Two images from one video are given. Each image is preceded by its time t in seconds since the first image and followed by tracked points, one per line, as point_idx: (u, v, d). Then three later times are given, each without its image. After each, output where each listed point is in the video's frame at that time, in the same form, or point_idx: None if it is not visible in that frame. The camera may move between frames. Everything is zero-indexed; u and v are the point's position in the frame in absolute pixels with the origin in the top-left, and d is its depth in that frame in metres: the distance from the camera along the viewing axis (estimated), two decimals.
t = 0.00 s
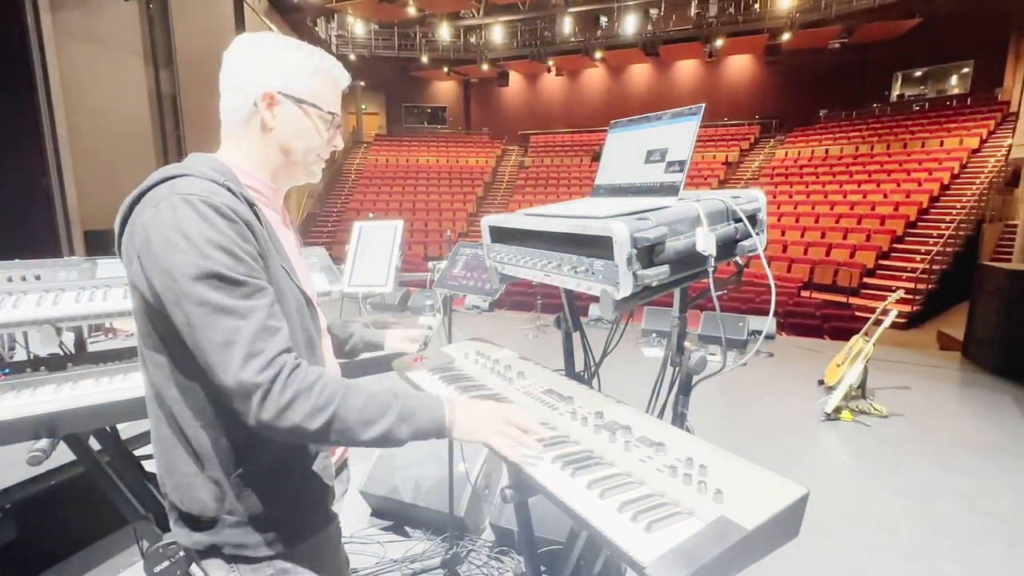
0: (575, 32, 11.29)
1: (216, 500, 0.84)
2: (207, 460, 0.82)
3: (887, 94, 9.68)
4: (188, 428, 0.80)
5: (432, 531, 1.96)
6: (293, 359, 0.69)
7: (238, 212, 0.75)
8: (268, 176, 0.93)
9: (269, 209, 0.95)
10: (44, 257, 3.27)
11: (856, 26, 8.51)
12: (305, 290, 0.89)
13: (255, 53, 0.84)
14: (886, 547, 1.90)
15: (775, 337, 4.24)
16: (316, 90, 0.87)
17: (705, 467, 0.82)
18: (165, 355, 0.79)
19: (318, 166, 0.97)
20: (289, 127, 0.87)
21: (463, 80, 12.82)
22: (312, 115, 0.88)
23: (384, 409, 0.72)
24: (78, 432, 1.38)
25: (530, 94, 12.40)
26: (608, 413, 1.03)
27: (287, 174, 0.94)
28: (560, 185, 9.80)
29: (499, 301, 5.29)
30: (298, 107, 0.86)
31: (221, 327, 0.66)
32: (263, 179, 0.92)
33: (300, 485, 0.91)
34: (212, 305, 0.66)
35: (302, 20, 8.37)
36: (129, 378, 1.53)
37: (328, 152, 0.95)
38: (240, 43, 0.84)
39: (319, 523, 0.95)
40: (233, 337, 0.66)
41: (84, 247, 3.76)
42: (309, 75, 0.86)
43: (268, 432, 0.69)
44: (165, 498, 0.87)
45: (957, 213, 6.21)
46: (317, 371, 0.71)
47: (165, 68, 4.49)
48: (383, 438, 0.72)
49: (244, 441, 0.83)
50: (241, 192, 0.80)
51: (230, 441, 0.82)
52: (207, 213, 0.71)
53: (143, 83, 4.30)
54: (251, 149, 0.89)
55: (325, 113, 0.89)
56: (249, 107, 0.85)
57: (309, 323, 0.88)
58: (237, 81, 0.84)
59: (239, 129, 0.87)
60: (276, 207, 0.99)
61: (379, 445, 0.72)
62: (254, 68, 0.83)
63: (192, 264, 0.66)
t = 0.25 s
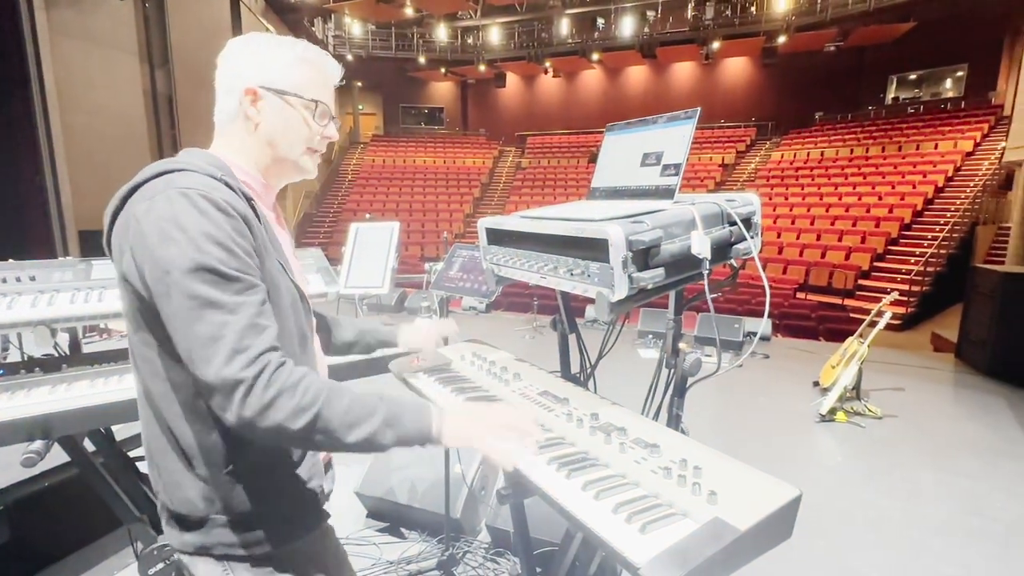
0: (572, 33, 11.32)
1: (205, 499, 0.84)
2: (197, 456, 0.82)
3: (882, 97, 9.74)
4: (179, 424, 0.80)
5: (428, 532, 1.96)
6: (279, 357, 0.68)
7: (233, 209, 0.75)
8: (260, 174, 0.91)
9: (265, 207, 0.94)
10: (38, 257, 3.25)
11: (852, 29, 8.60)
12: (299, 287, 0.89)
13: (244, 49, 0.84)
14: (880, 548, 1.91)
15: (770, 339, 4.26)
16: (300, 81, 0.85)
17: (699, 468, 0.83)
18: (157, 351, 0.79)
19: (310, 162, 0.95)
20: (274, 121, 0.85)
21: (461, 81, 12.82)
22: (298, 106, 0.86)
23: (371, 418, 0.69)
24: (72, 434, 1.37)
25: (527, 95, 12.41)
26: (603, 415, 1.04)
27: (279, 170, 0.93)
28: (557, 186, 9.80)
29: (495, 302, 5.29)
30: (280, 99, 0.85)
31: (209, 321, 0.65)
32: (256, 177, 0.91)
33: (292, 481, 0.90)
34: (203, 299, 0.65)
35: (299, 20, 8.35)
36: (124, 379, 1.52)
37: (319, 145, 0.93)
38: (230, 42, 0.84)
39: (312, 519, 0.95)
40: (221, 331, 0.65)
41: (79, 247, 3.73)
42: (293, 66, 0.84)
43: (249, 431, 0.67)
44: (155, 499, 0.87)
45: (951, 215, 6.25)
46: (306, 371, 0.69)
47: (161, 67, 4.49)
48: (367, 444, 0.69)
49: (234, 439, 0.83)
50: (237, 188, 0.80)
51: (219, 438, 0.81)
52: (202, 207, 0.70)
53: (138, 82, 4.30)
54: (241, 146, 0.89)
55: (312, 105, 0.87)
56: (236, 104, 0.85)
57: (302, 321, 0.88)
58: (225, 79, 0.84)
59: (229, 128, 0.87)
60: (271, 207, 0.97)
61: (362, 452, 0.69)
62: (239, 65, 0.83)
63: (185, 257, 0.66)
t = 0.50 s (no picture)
0: (570, 33, 11.32)
1: (184, 504, 0.81)
2: (183, 455, 0.80)
3: (879, 98, 9.78)
4: (169, 421, 0.79)
5: (424, 532, 1.96)
6: (299, 343, 0.66)
7: (239, 200, 0.74)
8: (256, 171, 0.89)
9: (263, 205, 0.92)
10: (33, 256, 3.24)
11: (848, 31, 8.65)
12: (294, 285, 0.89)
13: (256, 41, 0.84)
14: (876, 547, 1.92)
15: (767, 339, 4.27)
16: (306, 79, 0.84)
17: (695, 467, 0.83)
18: (155, 349, 0.78)
19: (309, 162, 0.93)
20: (276, 117, 0.84)
21: (459, 80, 12.81)
22: (300, 104, 0.84)
23: (406, 409, 0.68)
24: (66, 434, 1.37)
25: (525, 94, 12.41)
26: (599, 414, 1.04)
27: (277, 168, 0.91)
28: (555, 186, 9.81)
29: (492, 302, 5.28)
30: (282, 95, 0.83)
31: (227, 304, 0.63)
32: (253, 174, 0.88)
33: (280, 484, 0.90)
34: (212, 288, 0.64)
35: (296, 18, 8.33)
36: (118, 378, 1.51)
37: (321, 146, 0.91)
38: (237, 38, 0.84)
39: (290, 528, 0.93)
40: (238, 315, 0.63)
41: (74, 246, 3.72)
42: (300, 62, 0.83)
43: (273, 418, 0.65)
44: (128, 503, 0.84)
45: (947, 216, 6.28)
46: (327, 357, 0.68)
47: (157, 65, 4.47)
48: (396, 440, 0.67)
49: (225, 441, 0.82)
50: (238, 181, 0.79)
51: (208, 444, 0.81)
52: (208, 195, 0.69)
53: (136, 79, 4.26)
54: (239, 140, 0.87)
55: (317, 104, 0.85)
56: (237, 97, 0.84)
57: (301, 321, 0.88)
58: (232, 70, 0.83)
59: (228, 121, 0.86)
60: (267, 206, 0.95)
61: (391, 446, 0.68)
62: (245, 59, 0.83)
63: (193, 246, 0.64)
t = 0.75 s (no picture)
0: (569, 33, 11.34)
1: (126, 533, 0.71)
2: (133, 476, 0.70)
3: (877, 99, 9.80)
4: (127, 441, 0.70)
5: (421, 531, 1.96)
6: (297, 376, 0.62)
7: (239, 210, 0.67)
8: (260, 169, 0.86)
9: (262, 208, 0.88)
10: (31, 255, 3.24)
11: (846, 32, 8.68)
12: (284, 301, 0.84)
13: (271, 33, 0.81)
14: (871, 548, 1.93)
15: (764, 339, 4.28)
16: (321, 79, 0.82)
17: (690, 468, 0.83)
18: (129, 360, 0.69)
19: (319, 165, 0.91)
20: (286, 116, 0.82)
21: (458, 80, 12.81)
22: (315, 104, 0.82)
23: (404, 450, 0.65)
24: (62, 433, 1.36)
25: (524, 94, 12.43)
26: (596, 415, 1.04)
27: (283, 169, 0.88)
28: (553, 186, 9.81)
29: (491, 301, 5.28)
30: (297, 94, 0.81)
31: (223, 329, 0.58)
32: (257, 175, 0.85)
33: (239, 525, 0.78)
34: (208, 313, 0.58)
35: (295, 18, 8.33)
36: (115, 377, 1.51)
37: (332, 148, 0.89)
38: (248, 30, 0.83)
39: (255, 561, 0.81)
40: (236, 342, 0.58)
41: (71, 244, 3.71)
42: (317, 59, 0.81)
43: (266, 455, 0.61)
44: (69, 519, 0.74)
45: (944, 217, 6.29)
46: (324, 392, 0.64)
47: (156, 64, 4.44)
48: (391, 485, 0.64)
49: (187, 467, 0.72)
50: (240, 192, 0.72)
51: (166, 469, 0.71)
52: (207, 205, 0.63)
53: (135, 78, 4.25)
54: (246, 137, 0.84)
55: (332, 106, 0.84)
56: (247, 92, 0.81)
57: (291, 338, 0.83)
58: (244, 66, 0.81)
59: (235, 116, 0.83)
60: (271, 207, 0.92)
61: (386, 490, 0.64)
62: (257, 52, 0.80)
63: (187, 265, 0.58)
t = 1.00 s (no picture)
0: (569, 34, 11.35)
1: (112, 559, 0.67)
2: (116, 500, 0.67)
3: (875, 101, 9.81)
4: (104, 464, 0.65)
5: (419, 531, 1.96)
6: (292, 367, 0.59)
7: (207, 201, 0.64)
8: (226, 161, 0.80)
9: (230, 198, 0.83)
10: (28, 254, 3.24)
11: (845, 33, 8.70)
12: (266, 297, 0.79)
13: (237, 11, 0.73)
14: (868, 548, 1.93)
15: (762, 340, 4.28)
16: (292, 62, 0.76)
17: (688, 468, 0.83)
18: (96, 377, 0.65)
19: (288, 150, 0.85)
20: (256, 102, 0.76)
21: (457, 80, 12.80)
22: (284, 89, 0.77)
23: (403, 430, 0.65)
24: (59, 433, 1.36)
25: (523, 94, 12.42)
26: (594, 415, 1.04)
27: (252, 159, 0.82)
28: (552, 186, 9.81)
29: (489, 301, 5.28)
30: (267, 80, 0.75)
31: (207, 321, 0.54)
32: (223, 166, 0.79)
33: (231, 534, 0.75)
34: (185, 307, 0.54)
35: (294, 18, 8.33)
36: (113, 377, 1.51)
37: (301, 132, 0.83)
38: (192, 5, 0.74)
39: None
40: (221, 334, 0.54)
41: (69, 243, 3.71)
42: (284, 40, 0.75)
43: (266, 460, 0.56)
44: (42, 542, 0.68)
45: (942, 218, 6.31)
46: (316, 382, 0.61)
47: (154, 63, 4.31)
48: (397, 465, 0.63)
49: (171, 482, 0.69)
50: (203, 181, 0.68)
51: (152, 490, 0.68)
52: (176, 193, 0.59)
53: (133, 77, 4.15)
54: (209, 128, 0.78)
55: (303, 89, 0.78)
56: (207, 77, 0.74)
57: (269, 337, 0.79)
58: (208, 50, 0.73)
59: (198, 103, 0.77)
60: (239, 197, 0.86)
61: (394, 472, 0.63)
62: (215, 32, 0.73)
63: (158, 257, 0.54)
